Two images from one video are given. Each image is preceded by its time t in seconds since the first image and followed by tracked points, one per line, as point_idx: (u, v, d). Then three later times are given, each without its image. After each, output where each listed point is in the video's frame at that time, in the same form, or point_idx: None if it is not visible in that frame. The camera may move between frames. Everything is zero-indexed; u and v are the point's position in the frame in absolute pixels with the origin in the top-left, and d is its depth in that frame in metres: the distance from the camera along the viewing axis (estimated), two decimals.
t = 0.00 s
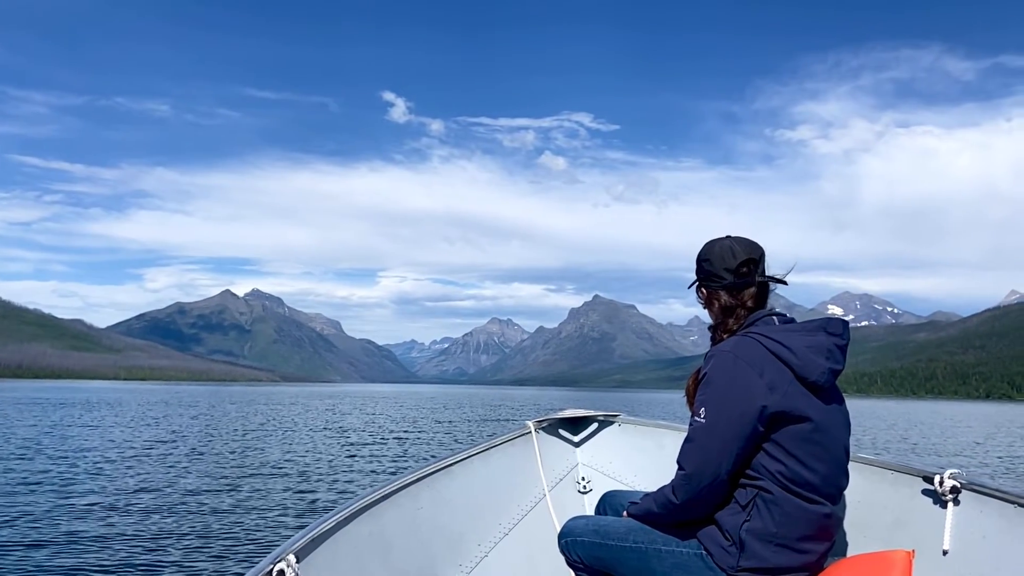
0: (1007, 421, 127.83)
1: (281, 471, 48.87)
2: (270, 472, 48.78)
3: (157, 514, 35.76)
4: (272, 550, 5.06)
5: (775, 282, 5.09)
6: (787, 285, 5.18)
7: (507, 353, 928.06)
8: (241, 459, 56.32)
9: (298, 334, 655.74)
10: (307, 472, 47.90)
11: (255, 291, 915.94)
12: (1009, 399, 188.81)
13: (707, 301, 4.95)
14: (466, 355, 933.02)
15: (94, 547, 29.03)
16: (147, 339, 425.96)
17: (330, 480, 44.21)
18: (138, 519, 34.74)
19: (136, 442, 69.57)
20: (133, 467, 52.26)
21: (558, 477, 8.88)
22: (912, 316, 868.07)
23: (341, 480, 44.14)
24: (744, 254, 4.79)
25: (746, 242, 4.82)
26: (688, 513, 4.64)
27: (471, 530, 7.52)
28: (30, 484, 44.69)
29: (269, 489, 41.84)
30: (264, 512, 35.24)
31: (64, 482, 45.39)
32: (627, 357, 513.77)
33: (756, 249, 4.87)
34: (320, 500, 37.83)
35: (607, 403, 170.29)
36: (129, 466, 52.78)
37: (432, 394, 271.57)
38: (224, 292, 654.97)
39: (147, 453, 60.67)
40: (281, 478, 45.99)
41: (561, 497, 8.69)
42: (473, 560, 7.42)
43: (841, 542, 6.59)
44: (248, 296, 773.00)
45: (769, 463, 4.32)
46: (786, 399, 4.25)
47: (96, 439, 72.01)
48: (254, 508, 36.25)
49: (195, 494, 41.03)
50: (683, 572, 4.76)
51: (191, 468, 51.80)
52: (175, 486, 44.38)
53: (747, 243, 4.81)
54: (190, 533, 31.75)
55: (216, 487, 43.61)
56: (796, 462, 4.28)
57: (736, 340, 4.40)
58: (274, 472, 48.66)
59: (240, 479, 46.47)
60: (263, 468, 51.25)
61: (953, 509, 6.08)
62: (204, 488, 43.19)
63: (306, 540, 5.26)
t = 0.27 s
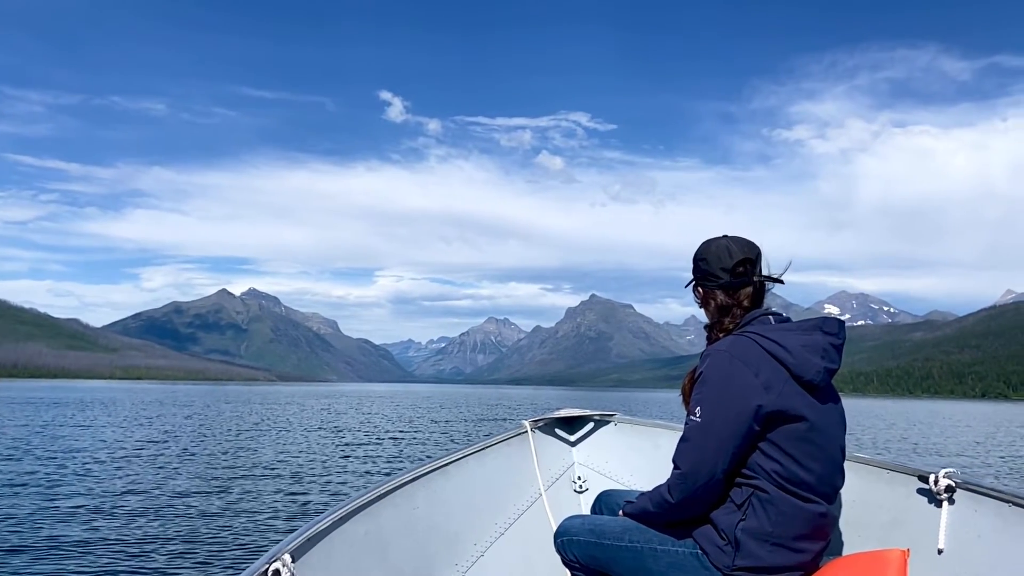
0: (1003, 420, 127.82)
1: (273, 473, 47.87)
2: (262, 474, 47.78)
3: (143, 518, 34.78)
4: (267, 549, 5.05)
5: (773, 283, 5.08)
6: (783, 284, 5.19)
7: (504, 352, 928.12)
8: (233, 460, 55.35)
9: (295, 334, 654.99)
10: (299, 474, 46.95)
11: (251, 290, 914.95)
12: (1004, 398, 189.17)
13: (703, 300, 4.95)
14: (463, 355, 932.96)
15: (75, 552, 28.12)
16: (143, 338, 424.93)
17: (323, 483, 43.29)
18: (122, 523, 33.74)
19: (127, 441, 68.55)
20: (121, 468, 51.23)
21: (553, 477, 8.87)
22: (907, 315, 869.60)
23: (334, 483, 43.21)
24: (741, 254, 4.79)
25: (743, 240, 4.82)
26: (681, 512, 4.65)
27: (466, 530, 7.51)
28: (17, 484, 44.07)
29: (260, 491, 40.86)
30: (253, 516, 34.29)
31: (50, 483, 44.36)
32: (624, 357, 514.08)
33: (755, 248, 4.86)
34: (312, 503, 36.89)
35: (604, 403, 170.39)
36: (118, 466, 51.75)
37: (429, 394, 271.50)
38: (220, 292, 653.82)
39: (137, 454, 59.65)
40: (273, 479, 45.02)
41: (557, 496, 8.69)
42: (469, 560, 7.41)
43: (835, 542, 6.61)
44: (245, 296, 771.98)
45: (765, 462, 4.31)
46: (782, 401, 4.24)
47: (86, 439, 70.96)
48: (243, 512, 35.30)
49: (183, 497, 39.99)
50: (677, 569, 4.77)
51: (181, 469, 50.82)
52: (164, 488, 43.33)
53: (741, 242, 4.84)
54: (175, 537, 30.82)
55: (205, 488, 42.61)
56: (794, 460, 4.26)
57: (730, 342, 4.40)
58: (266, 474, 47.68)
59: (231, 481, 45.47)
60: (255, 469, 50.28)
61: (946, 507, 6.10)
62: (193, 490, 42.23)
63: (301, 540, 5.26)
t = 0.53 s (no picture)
0: (1002, 420, 127.51)
1: (267, 473, 46.62)
2: (255, 475, 46.53)
3: (130, 521, 33.48)
4: (265, 550, 5.04)
5: (768, 284, 5.10)
6: (779, 286, 5.21)
7: (502, 352, 928.19)
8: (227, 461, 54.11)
9: (293, 334, 654.46)
10: (293, 475, 45.74)
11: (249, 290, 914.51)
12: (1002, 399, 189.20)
13: (700, 301, 4.96)
14: (460, 355, 932.98)
15: (56, 559, 26.83)
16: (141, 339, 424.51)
17: (319, 484, 42.03)
18: (109, 527, 32.48)
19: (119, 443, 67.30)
20: (111, 469, 49.97)
21: (551, 478, 8.88)
22: (904, 315, 870.79)
23: (329, 484, 41.96)
24: (738, 254, 4.79)
25: (741, 243, 4.83)
26: (678, 511, 4.66)
27: (464, 530, 7.53)
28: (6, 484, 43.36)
29: (251, 494, 39.60)
30: (243, 520, 33.09)
31: (36, 485, 43.07)
32: (622, 357, 514.19)
33: (750, 249, 4.89)
34: (305, 506, 35.66)
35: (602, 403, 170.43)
36: (107, 468, 50.50)
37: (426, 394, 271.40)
38: (217, 292, 653.43)
39: (128, 455, 58.41)
40: (266, 481, 43.80)
41: (553, 496, 8.71)
42: (466, 560, 7.41)
43: (830, 541, 6.65)
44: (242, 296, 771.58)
45: (763, 463, 4.31)
46: (779, 399, 4.25)
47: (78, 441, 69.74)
48: (234, 515, 34.08)
49: (172, 499, 38.74)
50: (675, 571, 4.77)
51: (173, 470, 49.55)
52: (153, 490, 42.06)
53: (740, 244, 4.83)
54: (161, 542, 29.51)
55: (196, 491, 41.33)
56: (794, 458, 4.26)
57: (727, 340, 4.41)
58: (260, 475, 46.40)
59: (223, 481, 44.23)
60: (248, 470, 49.02)
61: (943, 507, 6.11)
62: (183, 492, 40.83)
63: (298, 541, 5.26)
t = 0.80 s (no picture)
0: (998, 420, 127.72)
1: (257, 477, 45.67)
2: (245, 477, 45.61)
3: (115, 525, 32.51)
4: (260, 551, 5.04)
5: (765, 284, 5.11)
6: (776, 286, 5.22)
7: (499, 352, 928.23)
8: (217, 463, 53.16)
9: (289, 335, 653.36)
10: (284, 478, 44.85)
11: (245, 290, 913.38)
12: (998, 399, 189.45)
13: (696, 300, 4.97)
14: (457, 354, 932.87)
15: (32, 565, 25.76)
16: (136, 339, 423.51)
17: (310, 487, 41.14)
18: (91, 532, 31.47)
19: (109, 444, 66.30)
20: (98, 471, 49.02)
21: (547, 478, 8.88)
22: (900, 315, 872.41)
23: (320, 487, 41.06)
24: (735, 254, 4.79)
25: (735, 243, 4.84)
26: (673, 511, 4.67)
27: (460, 530, 7.52)
28: None
29: (241, 497, 38.66)
30: (230, 525, 32.10)
31: (20, 488, 42.11)
32: (618, 357, 514.43)
33: (747, 249, 4.88)
34: (295, 510, 34.75)
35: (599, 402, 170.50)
36: (95, 470, 49.52)
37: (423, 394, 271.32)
38: (213, 292, 652.09)
39: (119, 456, 57.90)
40: (256, 484, 42.89)
41: (550, 496, 8.71)
42: (462, 560, 7.41)
43: (824, 542, 6.67)
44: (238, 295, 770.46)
45: (759, 462, 4.32)
46: (775, 401, 4.25)
47: (67, 442, 68.73)
48: (222, 520, 33.11)
49: (159, 502, 37.77)
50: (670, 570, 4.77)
51: (162, 473, 48.59)
52: (140, 493, 41.11)
53: (737, 245, 4.82)
54: (148, 545, 28.87)
55: (184, 494, 40.41)
56: (787, 461, 4.27)
57: (724, 341, 4.40)
58: (250, 478, 45.48)
59: (212, 484, 43.28)
60: (238, 472, 48.11)
61: (937, 507, 6.13)
62: (172, 494, 40.23)
63: (293, 543, 5.26)
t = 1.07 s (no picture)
0: (996, 421, 127.86)
1: (250, 480, 44.89)
2: (238, 481, 44.82)
3: (101, 528, 31.68)
4: (258, 553, 5.03)
5: (762, 285, 5.12)
6: (775, 286, 5.23)
7: (497, 353, 928.14)
8: (210, 466, 52.38)
9: (287, 336, 652.35)
10: (278, 482, 44.03)
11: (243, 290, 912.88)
12: (996, 399, 189.40)
13: (695, 300, 4.97)
14: (455, 355, 932.78)
15: (21, 568, 25.40)
16: (134, 339, 423.08)
17: (304, 491, 40.33)
18: (82, 534, 31.18)
19: (101, 446, 65.78)
20: (89, 474, 48.44)
21: (545, 477, 8.90)
22: (898, 316, 872.94)
23: (314, 491, 40.30)
24: (733, 255, 4.81)
25: (734, 244, 4.84)
26: (673, 512, 4.66)
27: (457, 532, 7.52)
28: None
29: (233, 500, 38.12)
30: (227, 525, 32.06)
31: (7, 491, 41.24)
32: (615, 357, 514.86)
33: (747, 250, 4.88)
34: (287, 515, 33.88)
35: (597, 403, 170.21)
36: (86, 473, 48.96)
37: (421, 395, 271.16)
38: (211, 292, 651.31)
39: (110, 458, 57.37)
40: (249, 488, 42.09)
41: (547, 497, 8.71)
42: (460, 562, 7.42)
43: (823, 541, 6.69)
44: (236, 296, 769.86)
45: (754, 465, 4.34)
46: (774, 399, 4.26)
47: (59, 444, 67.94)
48: (210, 525, 32.23)
49: (148, 505, 36.89)
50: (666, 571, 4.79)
51: (152, 476, 47.77)
52: (129, 496, 40.24)
53: (734, 245, 4.85)
54: (143, 546, 28.72)
55: (174, 497, 39.56)
56: (783, 463, 4.30)
57: (720, 342, 4.43)
58: (243, 482, 44.67)
59: (203, 488, 42.47)
60: (231, 476, 47.29)
61: (934, 508, 6.13)
62: (162, 497, 39.76)
63: (291, 543, 5.26)
